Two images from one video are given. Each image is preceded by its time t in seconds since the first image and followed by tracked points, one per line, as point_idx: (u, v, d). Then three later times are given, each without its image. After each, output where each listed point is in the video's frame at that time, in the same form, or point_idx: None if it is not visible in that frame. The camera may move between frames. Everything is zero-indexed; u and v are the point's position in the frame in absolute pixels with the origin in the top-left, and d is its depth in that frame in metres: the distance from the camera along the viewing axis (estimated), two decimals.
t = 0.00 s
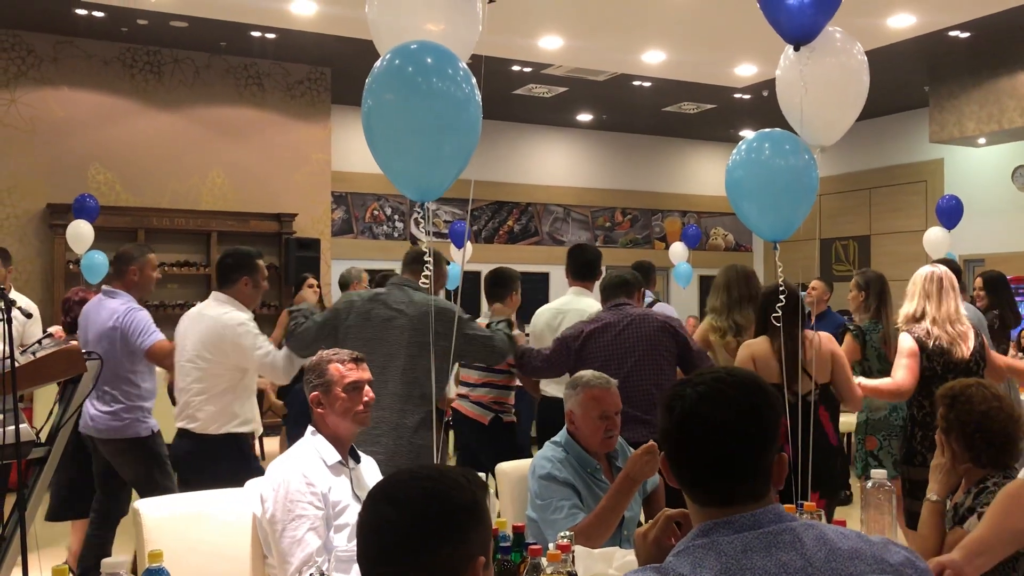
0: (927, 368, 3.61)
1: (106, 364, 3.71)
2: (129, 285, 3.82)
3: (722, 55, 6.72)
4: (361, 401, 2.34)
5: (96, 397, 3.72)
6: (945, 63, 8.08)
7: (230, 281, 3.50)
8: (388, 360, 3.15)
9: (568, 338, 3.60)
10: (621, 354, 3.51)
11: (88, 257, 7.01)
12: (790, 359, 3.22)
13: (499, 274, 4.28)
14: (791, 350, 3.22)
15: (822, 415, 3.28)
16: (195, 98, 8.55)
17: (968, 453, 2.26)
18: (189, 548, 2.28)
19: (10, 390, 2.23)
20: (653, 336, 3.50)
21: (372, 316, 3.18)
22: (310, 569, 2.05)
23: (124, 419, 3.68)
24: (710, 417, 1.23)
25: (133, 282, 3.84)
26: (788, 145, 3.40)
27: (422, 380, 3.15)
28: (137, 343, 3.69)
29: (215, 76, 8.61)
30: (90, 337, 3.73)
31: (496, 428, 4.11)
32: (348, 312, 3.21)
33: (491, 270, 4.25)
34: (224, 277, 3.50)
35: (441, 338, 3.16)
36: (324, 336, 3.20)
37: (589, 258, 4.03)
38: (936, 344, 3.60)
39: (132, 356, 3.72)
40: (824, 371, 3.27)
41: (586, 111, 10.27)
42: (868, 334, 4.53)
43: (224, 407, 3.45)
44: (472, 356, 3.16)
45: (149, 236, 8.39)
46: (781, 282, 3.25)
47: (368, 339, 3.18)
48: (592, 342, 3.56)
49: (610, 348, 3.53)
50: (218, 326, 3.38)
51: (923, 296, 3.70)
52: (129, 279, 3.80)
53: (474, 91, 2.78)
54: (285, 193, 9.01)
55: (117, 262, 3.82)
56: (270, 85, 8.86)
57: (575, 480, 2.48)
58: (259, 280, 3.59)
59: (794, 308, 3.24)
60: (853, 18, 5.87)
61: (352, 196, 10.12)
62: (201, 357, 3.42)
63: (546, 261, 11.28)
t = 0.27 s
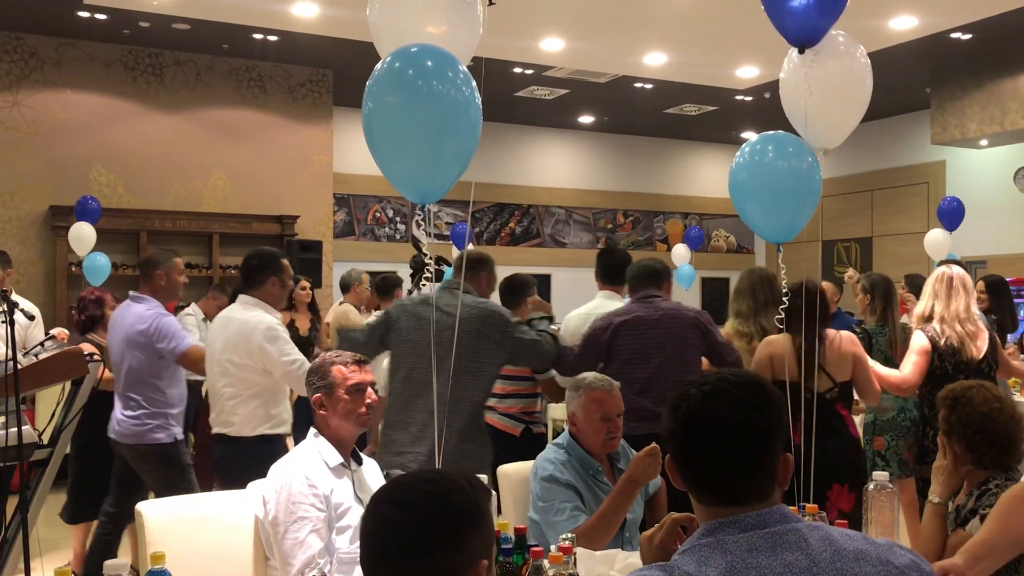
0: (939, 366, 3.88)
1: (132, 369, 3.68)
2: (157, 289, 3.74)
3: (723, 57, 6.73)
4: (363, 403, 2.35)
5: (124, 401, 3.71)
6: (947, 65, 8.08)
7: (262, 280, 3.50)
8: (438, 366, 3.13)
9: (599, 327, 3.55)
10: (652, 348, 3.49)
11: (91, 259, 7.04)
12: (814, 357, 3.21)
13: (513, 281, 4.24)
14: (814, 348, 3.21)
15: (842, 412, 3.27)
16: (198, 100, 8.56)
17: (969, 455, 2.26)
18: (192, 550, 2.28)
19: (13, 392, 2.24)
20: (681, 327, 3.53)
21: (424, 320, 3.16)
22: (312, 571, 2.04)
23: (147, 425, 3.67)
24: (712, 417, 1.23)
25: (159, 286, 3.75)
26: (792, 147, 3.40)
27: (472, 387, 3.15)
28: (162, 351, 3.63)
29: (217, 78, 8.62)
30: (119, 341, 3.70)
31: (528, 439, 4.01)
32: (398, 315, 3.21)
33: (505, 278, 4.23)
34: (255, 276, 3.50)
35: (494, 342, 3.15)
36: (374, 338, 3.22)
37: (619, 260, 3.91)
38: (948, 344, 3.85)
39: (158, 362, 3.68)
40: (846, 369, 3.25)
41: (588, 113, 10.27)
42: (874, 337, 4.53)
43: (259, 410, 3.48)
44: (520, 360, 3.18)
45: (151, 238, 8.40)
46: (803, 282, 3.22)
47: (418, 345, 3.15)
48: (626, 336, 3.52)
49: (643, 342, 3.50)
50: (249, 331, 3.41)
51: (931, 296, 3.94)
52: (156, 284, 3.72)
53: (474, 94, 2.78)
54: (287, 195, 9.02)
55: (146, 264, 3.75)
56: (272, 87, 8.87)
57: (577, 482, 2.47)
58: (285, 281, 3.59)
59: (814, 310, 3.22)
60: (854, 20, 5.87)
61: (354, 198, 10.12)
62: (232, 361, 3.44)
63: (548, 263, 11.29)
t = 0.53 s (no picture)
0: (959, 370, 3.87)
1: (170, 369, 3.62)
2: (196, 287, 3.71)
3: (724, 58, 6.72)
4: (371, 405, 2.33)
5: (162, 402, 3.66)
6: (947, 65, 8.08)
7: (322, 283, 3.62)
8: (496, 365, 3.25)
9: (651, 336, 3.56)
10: (701, 351, 3.51)
11: (93, 262, 7.09)
12: (847, 361, 3.48)
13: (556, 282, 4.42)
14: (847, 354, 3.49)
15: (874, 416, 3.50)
16: (199, 102, 8.57)
17: (970, 455, 2.26)
18: (193, 550, 2.28)
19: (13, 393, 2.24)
20: (729, 333, 3.54)
21: (483, 324, 3.27)
22: (313, 572, 2.05)
23: (184, 425, 3.59)
24: (711, 417, 1.23)
25: (201, 283, 3.73)
26: (794, 149, 3.40)
27: (528, 387, 3.25)
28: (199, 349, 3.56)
29: (218, 80, 8.62)
30: (156, 340, 3.65)
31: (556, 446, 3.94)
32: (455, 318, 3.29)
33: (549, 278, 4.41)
34: (318, 280, 3.60)
35: (552, 342, 3.26)
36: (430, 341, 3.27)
37: (660, 259, 3.98)
38: (968, 348, 3.85)
39: (195, 361, 3.60)
40: (880, 373, 3.52)
41: (589, 115, 10.27)
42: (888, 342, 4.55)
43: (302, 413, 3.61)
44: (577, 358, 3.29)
45: (152, 239, 8.41)
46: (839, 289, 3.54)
47: (480, 347, 3.27)
48: (684, 343, 3.51)
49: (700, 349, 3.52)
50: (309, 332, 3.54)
51: (955, 301, 3.95)
52: (197, 281, 3.70)
53: (472, 96, 2.78)
54: (288, 197, 9.03)
55: (186, 261, 3.72)
56: (273, 89, 8.88)
57: (579, 483, 2.47)
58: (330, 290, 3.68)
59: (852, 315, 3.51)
60: (856, 21, 5.87)
61: (355, 199, 10.13)
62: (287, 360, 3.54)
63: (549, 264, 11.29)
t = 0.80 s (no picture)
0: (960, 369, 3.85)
1: (211, 377, 3.34)
2: (233, 290, 3.47)
3: (725, 58, 6.72)
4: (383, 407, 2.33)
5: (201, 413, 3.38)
6: (948, 65, 8.07)
7: (348, 279, 3.26)
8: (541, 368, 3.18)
9: (687, 333, 3.35)
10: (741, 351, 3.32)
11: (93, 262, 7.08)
12: (869, 356, 3.30)
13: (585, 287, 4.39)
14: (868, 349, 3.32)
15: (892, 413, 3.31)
16: (200, 102, 8.57)
17: (972, 455, 2.26)
18: (194, 550, 2.28)
19: (16, 392, 2.24)
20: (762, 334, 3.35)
21: (530, 326, 3.20)
22: (316, 570, 2.05)
23: (230, 435, 3.32)
24: (708, 416, 1.23)
25: (239, 287, 3.49)
26: (796, 149, 3.40)
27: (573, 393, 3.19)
28: (244, 355, 3.32)
29: (219, 80, 8.62)
30: (195, 347, 3.39)
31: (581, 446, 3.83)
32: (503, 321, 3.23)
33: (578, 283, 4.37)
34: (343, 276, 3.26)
35: (597, 344, 3.19)
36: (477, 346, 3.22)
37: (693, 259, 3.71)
38: (969, 348, 3.84)
39: (239, 368, 3.35)
40: (899, 370, 3.34)
41: (590, 115, 10.27)
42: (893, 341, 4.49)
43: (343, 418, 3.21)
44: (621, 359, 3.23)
45: (153, 240, 8.41)
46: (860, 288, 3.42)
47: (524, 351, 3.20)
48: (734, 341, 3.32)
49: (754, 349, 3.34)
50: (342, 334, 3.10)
51: (959, 304, 3.96)
52: (233, 285, 3.45)
53: (470, 96, 2.78)
54: (289, 196, 9.03)
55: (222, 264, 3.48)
56: (274, 89, 8.88)
57: (580, 483, 2.48)
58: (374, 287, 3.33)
59: (874, 310, 3.37)
60: (856, 21, 5.87)
61: (356, 199, 10.13)
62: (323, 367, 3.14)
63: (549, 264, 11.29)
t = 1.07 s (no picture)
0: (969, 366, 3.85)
1: (250, 367, 3.34)
2: (265, 280, 3.46)
3: (726, 57, 6.72)
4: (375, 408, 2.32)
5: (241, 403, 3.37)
6: (950, 64, 8.07)
7: (383, 276, 3.11)
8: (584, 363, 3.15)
9: (723, 337, 3.28)
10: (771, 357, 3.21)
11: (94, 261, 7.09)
12: (883, 357, 3.32)
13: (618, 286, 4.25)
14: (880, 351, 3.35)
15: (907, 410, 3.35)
16: (201, 101, 8.57)
17: (974, 455, 2.26)
18: (194, 548, 2.28)
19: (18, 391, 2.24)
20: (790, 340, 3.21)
21: (576, 321, 3.16)
22: (318, 567, 2.05)
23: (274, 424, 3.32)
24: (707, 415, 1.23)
25: (270, 279, 3.47)
26: (797, 148, 3.39)
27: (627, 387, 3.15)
28: (282, 343, 3.31)
29: (220, 79, 8.62)
30: (230, 339, 3.37)
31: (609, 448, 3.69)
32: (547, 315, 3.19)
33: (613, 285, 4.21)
34: (378, 273, 3.11)
35: (642, 337, 3.18)
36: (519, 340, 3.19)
37: (718, 260, 3.56)
38: (975, 345, 3.84)
39: (276, 359, 3.34)
40: (913, 369, 3.38)
41: (591, 114, 10.26)
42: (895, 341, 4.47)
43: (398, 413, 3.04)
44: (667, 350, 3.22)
45: (154, 239, 8.41)
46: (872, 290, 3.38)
47: (572, 346, 3.15)
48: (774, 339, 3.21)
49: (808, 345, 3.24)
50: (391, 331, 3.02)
51: (963, 302, 3.96)
52: (264, 276, 3.44)
53: (468, 95, 2.78)
54: (290, 196, 9.03)
55: (250, 255, 3.47)
56: (275, 89, 8.88)
57: (581, 482, 2.48)
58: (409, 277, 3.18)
59: (884, 312, 3.34)
60: (858, 20, 5.87)
61: (356, 199, 10.13)
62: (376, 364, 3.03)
63: (550, 264, 11.29)
